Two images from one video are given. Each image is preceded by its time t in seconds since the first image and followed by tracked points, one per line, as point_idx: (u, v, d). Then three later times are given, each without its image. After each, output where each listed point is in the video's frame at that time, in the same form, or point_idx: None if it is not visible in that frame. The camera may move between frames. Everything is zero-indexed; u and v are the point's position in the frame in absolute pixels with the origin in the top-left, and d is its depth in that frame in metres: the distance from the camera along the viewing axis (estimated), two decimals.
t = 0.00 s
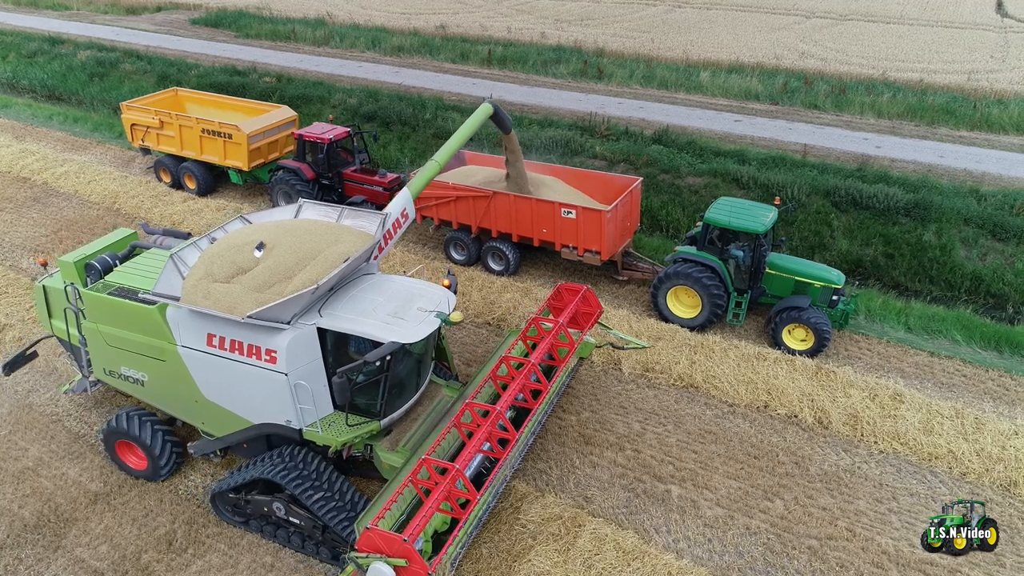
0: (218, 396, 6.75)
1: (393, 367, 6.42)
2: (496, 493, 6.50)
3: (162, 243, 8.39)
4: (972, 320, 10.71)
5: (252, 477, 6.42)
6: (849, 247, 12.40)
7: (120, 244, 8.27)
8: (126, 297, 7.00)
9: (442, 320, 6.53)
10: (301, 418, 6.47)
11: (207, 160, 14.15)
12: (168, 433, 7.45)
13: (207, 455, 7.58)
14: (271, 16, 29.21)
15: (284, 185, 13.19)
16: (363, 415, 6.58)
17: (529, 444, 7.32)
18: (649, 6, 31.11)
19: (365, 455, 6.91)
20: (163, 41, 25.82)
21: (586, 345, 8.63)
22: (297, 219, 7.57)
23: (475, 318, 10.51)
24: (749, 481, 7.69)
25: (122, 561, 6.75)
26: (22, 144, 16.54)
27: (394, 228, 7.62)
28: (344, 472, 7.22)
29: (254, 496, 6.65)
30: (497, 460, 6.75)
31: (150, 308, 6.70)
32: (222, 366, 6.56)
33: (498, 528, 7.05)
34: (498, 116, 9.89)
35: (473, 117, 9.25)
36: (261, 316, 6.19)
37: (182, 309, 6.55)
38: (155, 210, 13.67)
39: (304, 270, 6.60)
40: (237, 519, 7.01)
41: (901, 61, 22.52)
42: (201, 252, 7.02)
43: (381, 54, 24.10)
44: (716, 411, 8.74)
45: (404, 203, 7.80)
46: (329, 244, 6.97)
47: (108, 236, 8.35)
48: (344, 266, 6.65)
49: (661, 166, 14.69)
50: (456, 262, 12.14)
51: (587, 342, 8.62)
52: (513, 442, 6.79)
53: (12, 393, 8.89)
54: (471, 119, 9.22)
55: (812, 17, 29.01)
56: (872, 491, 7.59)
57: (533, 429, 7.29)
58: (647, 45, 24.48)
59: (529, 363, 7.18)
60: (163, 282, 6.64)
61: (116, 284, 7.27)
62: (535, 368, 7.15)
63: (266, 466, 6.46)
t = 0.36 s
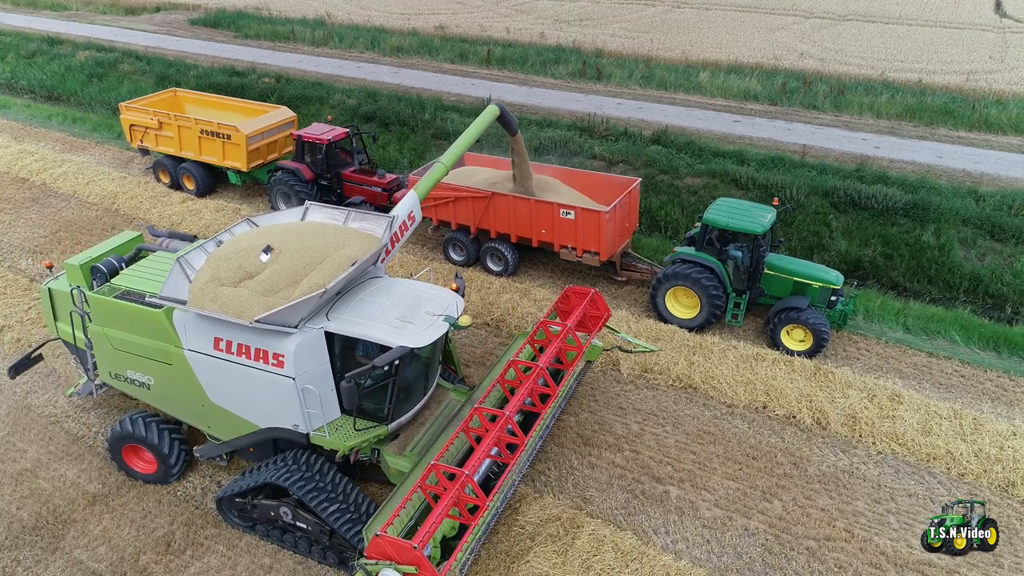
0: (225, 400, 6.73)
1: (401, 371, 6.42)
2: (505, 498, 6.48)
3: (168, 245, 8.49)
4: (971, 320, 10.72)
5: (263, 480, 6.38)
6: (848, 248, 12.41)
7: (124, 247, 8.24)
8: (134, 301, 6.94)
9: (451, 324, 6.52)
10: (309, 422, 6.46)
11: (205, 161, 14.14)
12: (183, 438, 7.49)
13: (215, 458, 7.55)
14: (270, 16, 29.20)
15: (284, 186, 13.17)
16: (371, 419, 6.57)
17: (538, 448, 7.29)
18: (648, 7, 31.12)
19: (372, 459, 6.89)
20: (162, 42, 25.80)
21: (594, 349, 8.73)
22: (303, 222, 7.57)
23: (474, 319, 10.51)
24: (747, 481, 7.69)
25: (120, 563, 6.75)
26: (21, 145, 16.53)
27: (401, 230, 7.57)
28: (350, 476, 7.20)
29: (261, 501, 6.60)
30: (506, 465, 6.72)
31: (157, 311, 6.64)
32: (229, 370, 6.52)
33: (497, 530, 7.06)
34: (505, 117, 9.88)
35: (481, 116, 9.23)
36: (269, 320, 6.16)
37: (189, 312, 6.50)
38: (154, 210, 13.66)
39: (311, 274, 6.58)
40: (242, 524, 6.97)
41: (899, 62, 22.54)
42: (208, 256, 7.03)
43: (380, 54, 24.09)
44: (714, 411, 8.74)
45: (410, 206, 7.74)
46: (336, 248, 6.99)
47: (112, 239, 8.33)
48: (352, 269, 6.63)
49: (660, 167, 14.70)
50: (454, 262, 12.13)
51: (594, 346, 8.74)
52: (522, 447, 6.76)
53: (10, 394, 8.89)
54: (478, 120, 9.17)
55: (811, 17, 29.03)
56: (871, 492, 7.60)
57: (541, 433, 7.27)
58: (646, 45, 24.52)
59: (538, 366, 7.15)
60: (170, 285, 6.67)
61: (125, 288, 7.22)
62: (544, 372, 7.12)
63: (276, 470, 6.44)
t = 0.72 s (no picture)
0: (231, 403, 6.70)
1: (409, 376, 6.42)
2: (513, 504, 6.43)
3: (175, 247, 8.53)
4: (969, 320, 10.73)
5: (273, 485, 6.35)
6: (846, 248, 12.42)
7: (131, 250, 8.24)
8: (142, 305, 6.91)
9: (460, 329, 6.46)
10: (316, 427, 6.44)
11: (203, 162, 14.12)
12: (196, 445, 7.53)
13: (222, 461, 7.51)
14: (268, 16, 29.19)
15: (282, 186, 13.18)
16: (378, 423, 6.53)
17: (546, 453, 7.24)
18: (647, 6, 31.13)
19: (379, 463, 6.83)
20: (160, 42, 25.79)
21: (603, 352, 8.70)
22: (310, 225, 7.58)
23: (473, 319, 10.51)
24: (746, 482, 7.69)
25: (117, 564, 6.74)
26: (19, 145, 16.51)
27: (408, 233, 7.67)
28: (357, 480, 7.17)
29: (268, 505, 6.54)
30: (515, 471, 6.67)
31: (165, 314, 6.62)
32: (236, 374, 6.50)
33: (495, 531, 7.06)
34: (513, 119, 9.89)
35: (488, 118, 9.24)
36: (277, 324, 6.14)
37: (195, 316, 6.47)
38: (153, 211, 13.65)
39: (320, 278, 6.57)
40: (248, 527, 6.95)
41: (898, 62, 22.54)
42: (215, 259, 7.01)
43: (379, 54, 24.08)
44: (713, 412, 8.74)
45: (417, 209, 7.80)
46: (344, 252, 6.98)
47: (118, 241, 8.32)
48: (360, 273, 6.63)
49: (658, 167, 14.71)
50: (452, 263, 12.10)
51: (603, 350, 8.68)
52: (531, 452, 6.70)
53: (7, 395, 8.88)
54: (485, 122, 9.18)
55: (810, 17, 29.04)
56: (869, 492, 7.61)
57: (549, 438, 7.22)
58: (645, 45, 24.54)
59: (546, 371, 7.08)
60: (177, 288, 6.65)
61: (132, 291, 7.19)
62: (552, 377, 7.05)
63: (289, 476, 6.39)
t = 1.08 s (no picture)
0: (238, 405, 6.69)
1: (416, 379, 6.36)
2: (521, 510, 6.35)
3: (183, 249, 8.44)
4: (966, 321, 10.75)
5: (279, 489, 6.32)
6: (844, 248, 12.43)
7: (138, 250, 8.28)
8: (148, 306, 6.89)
9: (468, 332, 6.43)
10: (322, 430, 6.43)
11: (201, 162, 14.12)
12: (203, 450, 7.52)
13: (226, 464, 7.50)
14: (267, 16, 29.18)
15: (280, 186, 13.17)
16: (385, 427, 6.52)
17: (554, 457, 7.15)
18: (645, 7, 31.12)
19: (385, 467, 6.78)
20: (158, 42, 25.76)
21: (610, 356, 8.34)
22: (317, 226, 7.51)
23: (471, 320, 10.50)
24: (743, 482, 7.70)
25: (115, 565, 6.74)
26: (17, 145, 16.49)
27: (415, 235, 7.64)
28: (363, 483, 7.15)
29: (273, 508, 6.54)
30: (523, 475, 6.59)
31: (171, 317, 6.62)
32: (242, 376, 6.50)
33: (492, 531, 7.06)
34: (520, 121, 9.87)
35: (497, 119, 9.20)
36: (284, 328, 6.11)
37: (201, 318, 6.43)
38: (150, 212, 13.64)
39: (326, 281, 6.51)
40: (253, 531, 6.91)
41: (896, 62, 22.56)
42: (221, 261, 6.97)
43: (378, 54, 24.08)
44: (710, 412, 8.75)
45: (425, 211, 7.79)
46: (351, 254, 6.89)
47: (126, 242, 8.36)
48: (366, 276, 6.59)
49: (656, 167, 14.72)
50: (450, 263, 12.09)
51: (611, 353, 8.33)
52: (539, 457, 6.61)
53: (5, 396, 8.87)
54: (492, 123, 9.13)
55: (808, 17, 29.05)
56: (866, 492, 7.61)
57: (557, 442, 7.13)
58: (643, 45, 24.55)
59: (554, 375, 6.96)
60: (184, 291, 6.55)
61: (137, 292, 7.16)
62: (560, 381, 6.93)
63: (296, 480, 6.36)
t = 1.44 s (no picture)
0: (243, 408, 6.67)
1: (423, 383, 6.34)
2: (527, 515, 6.28)
3: (188, 249, 8.52)
4: (964, 320, 10.77)
5: (284, 492, 6.28)
6: (842, 248, 12.44)
7: (145, 250, 8.24)
8: (154, 307, 6.90)
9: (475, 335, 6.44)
10: (328, 433, 6.37)
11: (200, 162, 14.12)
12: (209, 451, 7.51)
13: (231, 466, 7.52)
14: (265, 16, 29.18)
15: (278, 186, 13.16)
16: (392, 430, 6.46)
17: (561, 462, 7.08)
18: (644, 7, 31.12)
19: (391, 469, 6.76)
20: (157, 42, 25.75)
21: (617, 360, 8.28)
22: (324, 228, 7.48)
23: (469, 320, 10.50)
24: (740, 482, 7.70)
25: (112, 565, 6.74)
26: (15, 145, 16.47)
27: (422, 237, 7.60)
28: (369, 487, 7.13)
29: (279, 511, 6.51)
30: (530, 480, 6.51)
31: (177, 319, 6.63)
32: (249, 379, 6.47)
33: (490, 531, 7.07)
34: (528, 122, 9.84)
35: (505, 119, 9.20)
36: (291, 331, 6.09)
37: (208, 321, 6.48)
38: (149, 212, 13.63)
39: (333, 283, 6.50)
40: (259, 534, 6.88)
41: (895, 62, 22.57)
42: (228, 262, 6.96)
43: (376, 54, 24.07)
44: (708, 411, 8.75)
45: (432, 213, 7.75)
46: (357, 257, 6.88)
47: (133, 241, 8.33)
48: (374, 279, 6.55)
49: (655, 167, 14.74)
50: (448, 263, 12.08)
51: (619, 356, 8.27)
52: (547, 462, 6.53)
53: (2, 396, 8.87)
54: (499, 124, 9.12)
55: (807, 17, 29.07)
56: (864, 492, 7.61)
57: (564, 447, 7.06)
58: (641, 45, 24.55)
59: (561, 378, 6.87)
60: (189, 292, 6.51)
61: (143, 292, 7.18)
62: (568, 384, 6.84)
63: (307, 485, 6.28)
